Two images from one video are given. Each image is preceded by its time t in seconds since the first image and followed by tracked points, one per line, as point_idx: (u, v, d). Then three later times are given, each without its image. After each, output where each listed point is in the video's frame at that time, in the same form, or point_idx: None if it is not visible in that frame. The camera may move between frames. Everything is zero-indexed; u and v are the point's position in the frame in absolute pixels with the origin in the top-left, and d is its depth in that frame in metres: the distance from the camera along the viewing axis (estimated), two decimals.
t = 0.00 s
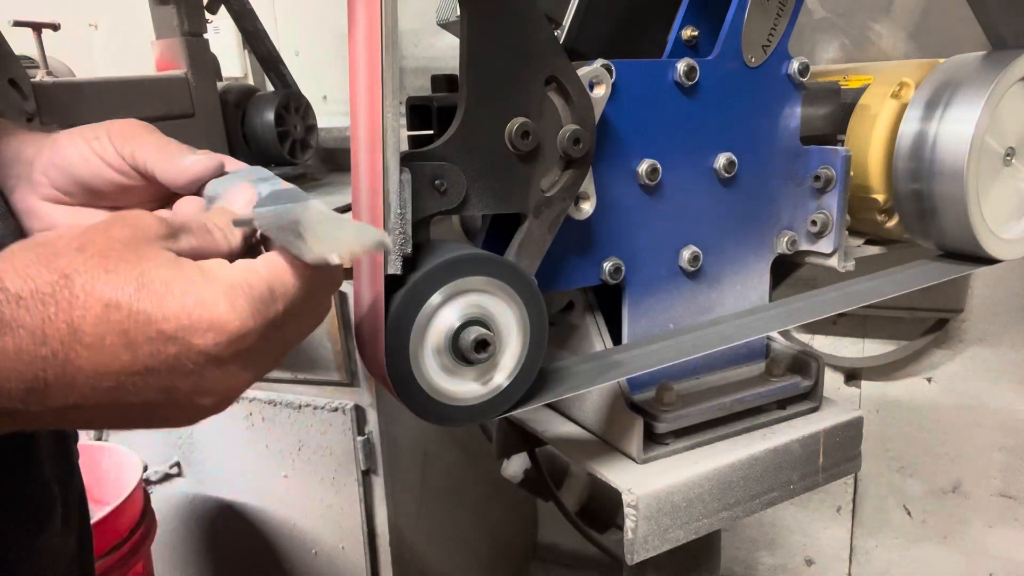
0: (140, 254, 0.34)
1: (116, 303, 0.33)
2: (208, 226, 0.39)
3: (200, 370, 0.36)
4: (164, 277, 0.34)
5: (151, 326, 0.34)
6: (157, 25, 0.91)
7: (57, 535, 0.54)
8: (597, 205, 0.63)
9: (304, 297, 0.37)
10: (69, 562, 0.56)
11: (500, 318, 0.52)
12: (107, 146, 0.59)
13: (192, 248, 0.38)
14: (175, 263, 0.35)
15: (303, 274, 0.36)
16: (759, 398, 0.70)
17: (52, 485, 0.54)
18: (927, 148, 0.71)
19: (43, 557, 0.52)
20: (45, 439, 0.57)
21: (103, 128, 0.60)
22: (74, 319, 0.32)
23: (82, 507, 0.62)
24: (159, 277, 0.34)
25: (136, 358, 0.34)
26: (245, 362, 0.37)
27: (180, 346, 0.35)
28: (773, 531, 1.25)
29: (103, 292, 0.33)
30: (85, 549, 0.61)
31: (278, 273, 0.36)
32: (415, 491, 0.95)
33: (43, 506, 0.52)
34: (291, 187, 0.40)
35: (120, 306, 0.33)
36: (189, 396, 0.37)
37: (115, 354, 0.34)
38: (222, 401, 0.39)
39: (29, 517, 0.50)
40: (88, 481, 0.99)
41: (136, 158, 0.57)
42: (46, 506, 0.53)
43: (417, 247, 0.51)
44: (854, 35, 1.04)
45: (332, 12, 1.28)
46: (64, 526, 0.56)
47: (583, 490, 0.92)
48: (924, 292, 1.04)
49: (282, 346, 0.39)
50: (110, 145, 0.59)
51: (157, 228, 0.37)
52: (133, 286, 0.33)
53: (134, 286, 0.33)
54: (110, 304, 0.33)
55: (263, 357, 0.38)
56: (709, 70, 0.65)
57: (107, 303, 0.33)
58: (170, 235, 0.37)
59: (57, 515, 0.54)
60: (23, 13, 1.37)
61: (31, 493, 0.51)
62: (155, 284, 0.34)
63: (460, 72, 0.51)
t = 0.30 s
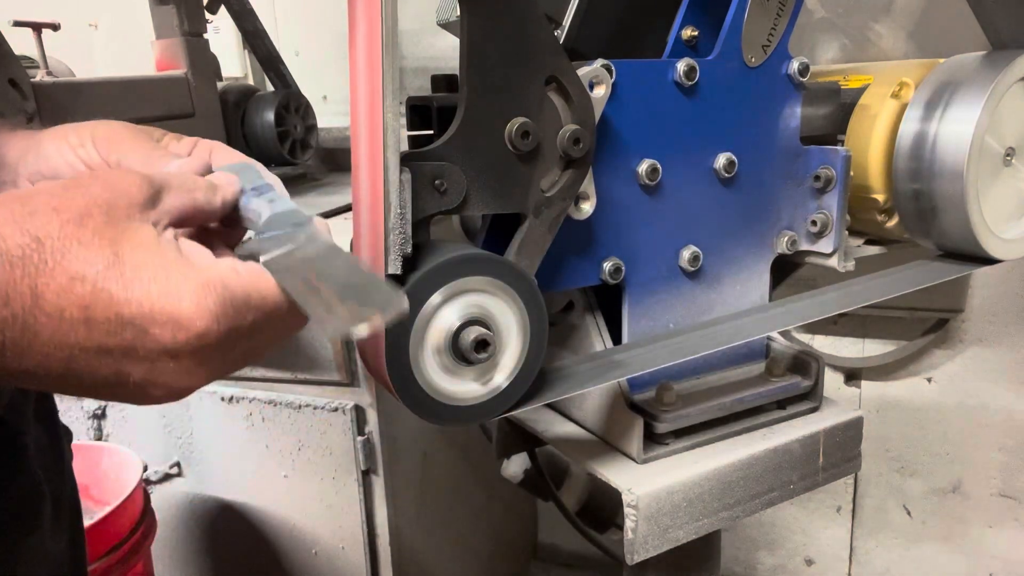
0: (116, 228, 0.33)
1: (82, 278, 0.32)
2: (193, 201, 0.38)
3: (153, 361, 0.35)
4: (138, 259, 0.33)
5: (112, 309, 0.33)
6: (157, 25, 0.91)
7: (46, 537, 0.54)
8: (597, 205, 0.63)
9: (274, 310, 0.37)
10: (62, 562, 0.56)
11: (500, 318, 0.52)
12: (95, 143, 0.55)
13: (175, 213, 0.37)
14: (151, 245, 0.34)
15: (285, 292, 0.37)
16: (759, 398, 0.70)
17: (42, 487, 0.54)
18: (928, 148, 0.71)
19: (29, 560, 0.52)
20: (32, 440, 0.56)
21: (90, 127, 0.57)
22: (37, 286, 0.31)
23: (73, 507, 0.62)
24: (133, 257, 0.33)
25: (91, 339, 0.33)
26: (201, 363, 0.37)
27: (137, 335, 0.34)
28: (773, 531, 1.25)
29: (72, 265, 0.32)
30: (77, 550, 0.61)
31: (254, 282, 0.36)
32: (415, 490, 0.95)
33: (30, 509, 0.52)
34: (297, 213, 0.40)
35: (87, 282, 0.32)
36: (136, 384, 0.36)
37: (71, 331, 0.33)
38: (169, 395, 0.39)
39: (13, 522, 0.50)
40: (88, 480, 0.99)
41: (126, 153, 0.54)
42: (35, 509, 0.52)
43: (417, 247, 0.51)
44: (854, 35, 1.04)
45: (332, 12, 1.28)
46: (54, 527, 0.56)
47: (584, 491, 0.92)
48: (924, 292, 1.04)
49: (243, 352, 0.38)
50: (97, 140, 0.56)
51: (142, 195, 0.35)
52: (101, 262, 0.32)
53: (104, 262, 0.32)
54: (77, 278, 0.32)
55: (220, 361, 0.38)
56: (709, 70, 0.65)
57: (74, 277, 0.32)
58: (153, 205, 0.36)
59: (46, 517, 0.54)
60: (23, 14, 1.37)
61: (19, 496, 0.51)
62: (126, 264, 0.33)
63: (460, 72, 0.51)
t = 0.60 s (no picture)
0: (93, 218, 0.34)
1: (60, 266, 0.32)
2: (173, 203, 0.39)
3: (137, 348, 0.35)
4: (115, 246, 0.33)
5: (91, 295, 0.33)
6: (157, 25, 0.91)
7: (42, 536, 0.54)
8: (597, 205, 0.63)
9: (260, 295, 0.36)
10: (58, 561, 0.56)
11: (500, 317, 0.52)
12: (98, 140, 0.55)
13: (154, 212, 0.37)
14: (128, 232, 0.34)
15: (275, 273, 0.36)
16: (759, 398, 0.70)
17: (37, 487, 0.54)
18: (927, 148, 0.71)
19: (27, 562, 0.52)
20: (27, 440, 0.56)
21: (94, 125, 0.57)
22: (15, 276, 0.32)
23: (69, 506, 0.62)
24: (110, 245, 0.33)
25: (72, 328, 0.33)
26: (187, 349, 0.37)
27: (117, 322, 0.34)
28: (773, 531, 1.25)
29: (48, 254, 0.32)
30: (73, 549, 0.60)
31: (238, 265, 0.35)
32: (415, 491, 0.95)
33: (25, 510, 0.52)
34: (290, 201, 0.40)
35: (64, 270, 0.32)
36: (123, 372, 0.36)
37: (52, 320, 0.33)
38: (159, 382, 0.38)
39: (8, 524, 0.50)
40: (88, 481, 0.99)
41: (129, 149, 0.53)
42: (32, 510, 0.52)
43: (417, 247, 0.51)
44: (854, 35, 1.04)
45: (332, 11, 1.28)
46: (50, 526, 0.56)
47: (583, 491, 0.92)
48: (924, 292, 1.04)
49: (233, 337, 0.38)
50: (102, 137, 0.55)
51: (120, 187, 0.36)
52: (78, 250, 0.33)
53: (80, 251, 0.33)
54: (55, 267, 0.32)
55: (208, 346, 0.38)
56: (709, 70, 0.65)
57: (51, 265, 0.32)
58: (130, 197, 0.37)
59: (41, 516, 0.54)
60: (24, 14, 1.37)
61: (14, 497, 0.51)
62: (102, 252, 0.33)
63: (460, 71, 0.51)
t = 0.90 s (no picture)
0: (104, 232, 0.32)
1: (67, 278, 0.31)
2: (182, 210, 0.37)
3: (135, 359, 0.36)
4: (127, 262, 0.32)
5: (99, 307, 0.32)
6: (157, 25, 0.91)
7: (44, 535, 0.54)
8: (597, 205, 0.63)
9: (260, 306, 0.39)
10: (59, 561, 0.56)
11: (500, 317, 0.52)
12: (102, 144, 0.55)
13: (165, 223, 0.36)
14: (140, 247, 0.33)
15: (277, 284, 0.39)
16: (758, 398, 0.70)
17: (37, 486, 0.54)
18: (927, 148, 0.71)
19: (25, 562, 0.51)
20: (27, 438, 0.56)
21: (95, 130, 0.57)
22: (18, 287, 0.30)
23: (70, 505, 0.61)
24: (121, 260, 0.32)
25: (75, 338, 0.33)
26: (185, 361, 0.38)
27: (121, 334, 0.34)
28: (773, 531, 1.25)
29: (57, 265, 0.31)
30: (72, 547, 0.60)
31: (244, 280, 0.37)
32: (415, 491, 0.95)
33: (26, 509, 0.52)
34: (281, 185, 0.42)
35: (71, 282, 0.31)
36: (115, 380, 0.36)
37: (54, 329, 0.32)
38: (151, 392, 0.39)
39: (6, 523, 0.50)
40: (88, 481, 0.99)
41: (138, 156, 0.54)
42: (29, 510, 0.52)
43: (417, 247, 0.51)
44: (854, 35, 1.04)
45: (332, 11, 1.28)
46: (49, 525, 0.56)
47: (583, 491, 0.92)
48: (924, 292, 1.04)
49: (225, 346, 0.40)
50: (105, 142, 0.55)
51: (134, 200, 0.34)
52: (88, 263, 0.31)
53: (88, 262, 0.31)
54: (62, 278, 0.31)
55: (199, 357, 0.39)
56: (709, 70, 0.65)
57: (58, 277, 0.31)
58: (142, 210, 0.34)
59: (42, 515, 0.54)
60: (24, 14, 1.37)
61: (15, 496, 0.51)
62: (112, 266, 0.32)
63: (459, 71, 0.51)
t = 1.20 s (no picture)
0: (54, 224, 0.42)
1: (18, 253, 0.41)
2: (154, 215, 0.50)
3: (48, 356, 0.45)
4: (59, 256, 0.42)
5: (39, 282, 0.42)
6: (157, 25, 0.91)
7: (46, 534, 0.54)
8: (597, 205, 0.63)
9: (191, 306, 0.51)
10: (60, 560, 0.56)
11: (500, 317, 0.52)
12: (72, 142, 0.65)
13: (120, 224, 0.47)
14: (74, 244, 0.43)
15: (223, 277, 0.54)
16: (759, 398, 0.70)
17: (39, 484, 0.55)
18: (927, 148, 0.71)
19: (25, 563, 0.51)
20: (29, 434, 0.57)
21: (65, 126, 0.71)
22: None
23: (71, 505, 0.62)
24: (56, 251, 0.42)
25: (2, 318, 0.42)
26: (88, 365, 0.47)
27: (38, 324, 0.43)
28: (774, 531, 1.25)
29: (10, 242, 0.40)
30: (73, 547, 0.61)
31: (171, 286, 0.49)
32: (415, 490, 0.95)
33: (26, 510, 0.52)
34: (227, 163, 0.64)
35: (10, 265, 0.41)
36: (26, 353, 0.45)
37: None
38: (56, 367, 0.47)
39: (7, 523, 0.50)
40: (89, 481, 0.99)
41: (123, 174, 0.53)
42: (29, 509, 0.52)
43: (417, 247, 0.51)
44: (855, 35, 1.04)
45: (333, 11, 1.28)
46: (51, 525, 0.56)
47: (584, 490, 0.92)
48: (924, 291, 1.04)
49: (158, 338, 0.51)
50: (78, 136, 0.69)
51: (90, 197, 0.44)
52: (26, 249, 0.41)
53: (24, 250, 0.41)
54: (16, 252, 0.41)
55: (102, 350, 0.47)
56: (709, 70, 0.65)
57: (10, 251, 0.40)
58: (95, 208, 0.45)
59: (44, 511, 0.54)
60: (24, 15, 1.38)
61: (16, 497, 0.51)
62: (47, 256, 0.42)
63: (459, 70, 0.51)
